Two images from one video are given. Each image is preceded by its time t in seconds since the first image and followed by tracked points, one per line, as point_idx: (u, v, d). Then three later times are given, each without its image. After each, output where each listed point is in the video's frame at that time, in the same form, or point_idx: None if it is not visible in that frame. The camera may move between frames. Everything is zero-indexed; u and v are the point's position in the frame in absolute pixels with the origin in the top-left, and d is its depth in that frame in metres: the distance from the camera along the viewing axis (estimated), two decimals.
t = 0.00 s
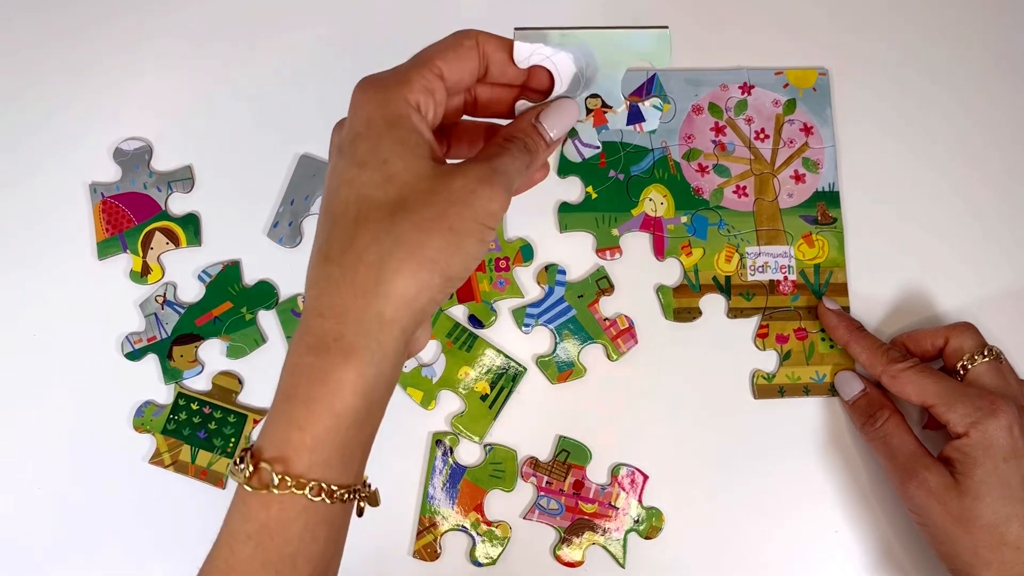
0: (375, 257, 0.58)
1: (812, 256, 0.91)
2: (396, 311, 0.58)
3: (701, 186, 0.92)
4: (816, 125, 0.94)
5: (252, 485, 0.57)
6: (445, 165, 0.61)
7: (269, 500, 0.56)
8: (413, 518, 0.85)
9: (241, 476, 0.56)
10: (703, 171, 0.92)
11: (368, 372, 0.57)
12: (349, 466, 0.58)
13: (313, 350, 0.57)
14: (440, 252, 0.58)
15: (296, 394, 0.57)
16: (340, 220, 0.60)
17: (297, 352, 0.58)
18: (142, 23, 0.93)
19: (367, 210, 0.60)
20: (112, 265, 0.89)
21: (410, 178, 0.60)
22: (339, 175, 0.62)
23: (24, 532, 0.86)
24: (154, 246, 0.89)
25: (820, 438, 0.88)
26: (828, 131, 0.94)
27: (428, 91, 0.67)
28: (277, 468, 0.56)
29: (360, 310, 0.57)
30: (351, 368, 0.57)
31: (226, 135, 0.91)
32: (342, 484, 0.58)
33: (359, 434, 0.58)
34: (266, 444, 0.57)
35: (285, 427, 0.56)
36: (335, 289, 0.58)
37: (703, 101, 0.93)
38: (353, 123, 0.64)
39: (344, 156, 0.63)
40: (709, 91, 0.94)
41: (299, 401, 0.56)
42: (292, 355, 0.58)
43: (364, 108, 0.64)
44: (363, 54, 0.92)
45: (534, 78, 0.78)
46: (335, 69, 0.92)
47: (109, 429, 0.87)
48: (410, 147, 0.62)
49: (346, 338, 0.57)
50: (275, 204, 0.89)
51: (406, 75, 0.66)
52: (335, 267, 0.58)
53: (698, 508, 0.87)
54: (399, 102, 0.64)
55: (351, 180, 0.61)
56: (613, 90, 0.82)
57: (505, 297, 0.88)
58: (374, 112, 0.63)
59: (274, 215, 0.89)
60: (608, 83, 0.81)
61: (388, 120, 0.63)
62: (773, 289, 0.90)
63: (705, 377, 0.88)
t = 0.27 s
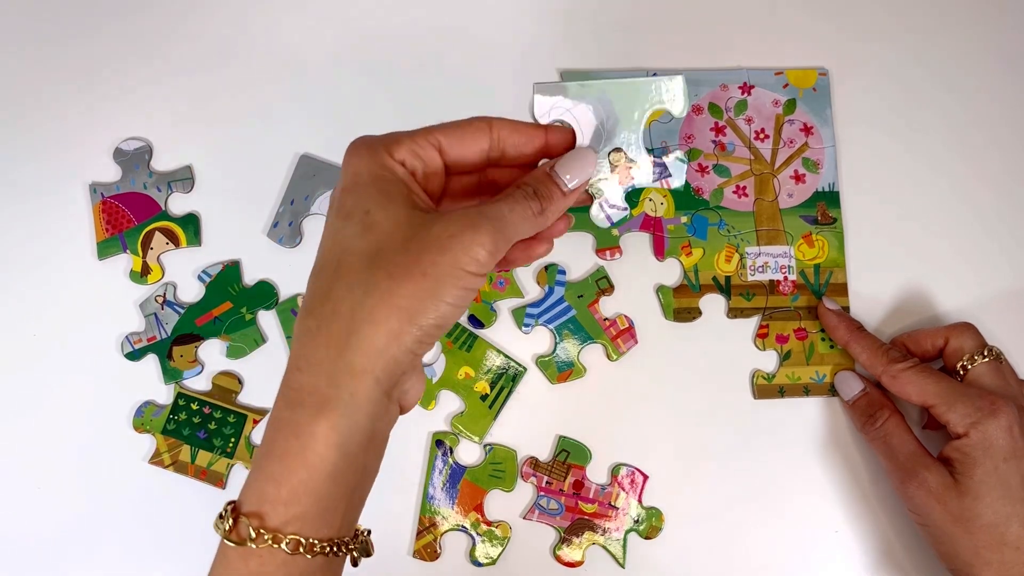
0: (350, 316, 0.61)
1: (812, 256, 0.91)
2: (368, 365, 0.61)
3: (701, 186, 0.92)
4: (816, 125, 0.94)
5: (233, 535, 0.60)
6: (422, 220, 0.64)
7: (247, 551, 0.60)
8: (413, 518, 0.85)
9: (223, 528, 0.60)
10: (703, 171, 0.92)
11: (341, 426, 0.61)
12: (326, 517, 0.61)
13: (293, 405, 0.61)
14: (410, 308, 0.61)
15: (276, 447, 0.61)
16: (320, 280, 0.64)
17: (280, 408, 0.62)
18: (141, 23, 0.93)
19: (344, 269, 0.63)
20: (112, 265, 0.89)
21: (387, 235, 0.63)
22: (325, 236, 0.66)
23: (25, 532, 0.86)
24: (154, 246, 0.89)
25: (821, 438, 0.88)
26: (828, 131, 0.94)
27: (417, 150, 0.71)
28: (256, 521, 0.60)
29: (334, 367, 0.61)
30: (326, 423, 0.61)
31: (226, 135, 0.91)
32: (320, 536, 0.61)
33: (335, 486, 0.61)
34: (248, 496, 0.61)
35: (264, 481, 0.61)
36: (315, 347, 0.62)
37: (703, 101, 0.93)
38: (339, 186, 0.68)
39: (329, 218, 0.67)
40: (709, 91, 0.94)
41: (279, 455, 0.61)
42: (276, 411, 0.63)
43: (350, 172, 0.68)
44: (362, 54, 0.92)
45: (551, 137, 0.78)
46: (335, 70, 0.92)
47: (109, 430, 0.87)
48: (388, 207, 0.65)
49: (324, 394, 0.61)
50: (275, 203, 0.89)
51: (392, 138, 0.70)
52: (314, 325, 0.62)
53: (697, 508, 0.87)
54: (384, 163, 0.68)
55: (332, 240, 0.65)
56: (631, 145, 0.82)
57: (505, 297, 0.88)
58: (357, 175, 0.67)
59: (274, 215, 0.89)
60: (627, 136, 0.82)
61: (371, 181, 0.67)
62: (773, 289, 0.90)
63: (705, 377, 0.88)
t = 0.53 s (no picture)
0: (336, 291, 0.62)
1: (812, 256, 0.91)
2: (355, 341, 0.61)
3: (701, 185, 0.92)
4: (815, 125, 0.94)
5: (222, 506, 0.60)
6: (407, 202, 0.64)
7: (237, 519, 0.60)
8: (412, 518, 0.85)
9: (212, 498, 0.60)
10: (702, 171, 0.92)
11: (328, 401, 0.61)
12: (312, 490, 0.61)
13: (281, 379, 0.62)
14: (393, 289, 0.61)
15: (263, 420, 0.61)
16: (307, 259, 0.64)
17: (266, 383, 0.62)
18: (140, 22, 0.93)
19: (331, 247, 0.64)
20: (111, 265, 0.89)
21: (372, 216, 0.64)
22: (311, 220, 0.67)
23: (25, 531, 0.86)
24: (154, 246, 0.88)
25: (821, 438, 0.88)
26: (828, 131, 0.94)
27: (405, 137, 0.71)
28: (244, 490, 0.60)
29: (321, 341, 0.61)
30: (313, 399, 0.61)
31: (226, 135, 0.91)
32: (307, 506, 0.61)
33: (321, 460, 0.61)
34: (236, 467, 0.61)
35: (252, 452, 0.61)
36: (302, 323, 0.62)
37: (703, 100, 0.93)
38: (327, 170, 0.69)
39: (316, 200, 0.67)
40: (709, 91, 0.94)
41: (267, 428, 0.61)
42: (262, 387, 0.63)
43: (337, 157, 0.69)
44: (362, 54, 0.92)
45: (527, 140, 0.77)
46: (335, 70, 0.92)
47: (109, 429, 0.87)
48: (374, 189, 0.65)
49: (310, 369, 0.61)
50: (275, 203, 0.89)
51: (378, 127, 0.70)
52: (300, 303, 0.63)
53: (697, 508, 0.87)
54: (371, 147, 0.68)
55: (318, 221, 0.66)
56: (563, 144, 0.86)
57: (505, 297, 0.88)
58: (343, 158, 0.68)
59: (273, 215, 0.89)
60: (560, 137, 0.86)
61: (360, 163, 0.67)
62: (773, 289, 0.90)
63: (705, 376, 0.88)
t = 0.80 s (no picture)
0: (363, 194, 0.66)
1: (811, 256, 0.91)
2: (385, 240, 0.67)
3: (700, 185, 0.92)
4: (815, 125, 0.94)
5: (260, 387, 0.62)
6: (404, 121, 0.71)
7: (277, 392, 0.62)
8: (412, 517, 0.85)
9: (248, 381, 0.62)
10: (702, 171, 0.92)
11: (366, 292, 0.66)
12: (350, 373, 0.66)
13: (310, 280, 0.65)
14: (415, 191, 0.69)
15: (297, 316, 0.64)
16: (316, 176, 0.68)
17: (294, 286, 0.65)
18: (141, 23, 0.93)
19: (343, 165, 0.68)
20: (112, 265, 0.89)
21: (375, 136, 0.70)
22: (300, 148, 0.70)
23: (25, 530, 0.86)
24: (154, 246, 0.89)
25: (821, 438, 0.88)
26: (827, 131, 0.94)
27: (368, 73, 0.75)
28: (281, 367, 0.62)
29: (354, 241, 0.66)
30: (351, 290, 0.65)
31: (226, 136, 0.91)
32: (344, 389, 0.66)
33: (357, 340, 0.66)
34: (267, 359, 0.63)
35: (294, 337, 0.63)
36: (324, 230, 0.66)
37: (702, 100, 0.94)
38: (305, 104, 0.71)
39: (304, 129, 0.71)
40: (708, 91, 0.94)
41: (301, 323, 0.63)
42: (286, 295, 0.65)
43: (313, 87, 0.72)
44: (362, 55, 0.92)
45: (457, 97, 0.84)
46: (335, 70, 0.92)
47: (110, 429, 0.87)
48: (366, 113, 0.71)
49: (341, 266, 0.65)
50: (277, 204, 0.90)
51: (351, 68, 0.75)
52: (318, 213, 0.66)
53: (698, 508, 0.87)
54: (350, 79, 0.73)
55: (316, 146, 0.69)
56: (541, 130, 0.89)
57: (504, 297, 0.88)
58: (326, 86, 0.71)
59: (274, 215, 0.89)
60: (538, 121, 0.89)
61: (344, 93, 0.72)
62: (772, 289, 0.90)
63: (705, 376, 0.88)
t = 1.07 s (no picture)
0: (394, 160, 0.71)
1: (811, 256, 0.91)
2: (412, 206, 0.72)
3: (700, 185, 0.92)
4: (815, 125, 0.94)
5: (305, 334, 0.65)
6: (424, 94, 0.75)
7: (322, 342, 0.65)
8: (412, 517, 0.85)
9: (291, 329, 0.64)
10: (702, 171, 0.92)
11: (397, 252, 0.71)
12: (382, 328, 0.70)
13: (346, 240, 0.69)
14: (439, 162, 0.74)
15: (336, 273, 0.67)
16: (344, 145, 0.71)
17: (331, 246, 0.68)
18: (140, 23, 0.93)
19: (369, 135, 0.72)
20: (112, 265, 0.89)
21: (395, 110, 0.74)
22: (322, 119, 0.73)
23: (25, 530, 0.86)
24: (154, 247, 0.89)
25: (821, 438, 0.88)
26: (827, 131, 0.94)
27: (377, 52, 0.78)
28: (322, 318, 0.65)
29: (385, 204, 0.70)
30: (387, 250, 0.70)
31: (226, 136, 0.91)
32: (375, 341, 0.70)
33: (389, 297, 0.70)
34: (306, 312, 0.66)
35: (335, 290, 0.67)
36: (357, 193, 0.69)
37: (702, 100, 0.93)
38: (323, 80, 0.74)
39: (325, 102, 0.73)
40: (708, 91, 0.94)
41: (340, 282, 0.67)
42: (321, 256, 0.69)
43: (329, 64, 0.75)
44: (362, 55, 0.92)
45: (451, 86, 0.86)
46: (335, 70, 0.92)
47: (109, 429, 0.87)
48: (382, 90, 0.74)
49: (374, 226, 0.69)
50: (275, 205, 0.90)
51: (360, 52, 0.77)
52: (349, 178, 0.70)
53: (697, 509, 0.87)
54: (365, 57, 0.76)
55: (340, 117, 0.72)
56: (534, 113, 0.91)
57: (504, 297, 0.88)
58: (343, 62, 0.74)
59: (274, 215, 0.89)
60: (530, 103, 0.91)
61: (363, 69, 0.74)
62: (772, 289, 0.90)
63: (704, 377, 0.88)
